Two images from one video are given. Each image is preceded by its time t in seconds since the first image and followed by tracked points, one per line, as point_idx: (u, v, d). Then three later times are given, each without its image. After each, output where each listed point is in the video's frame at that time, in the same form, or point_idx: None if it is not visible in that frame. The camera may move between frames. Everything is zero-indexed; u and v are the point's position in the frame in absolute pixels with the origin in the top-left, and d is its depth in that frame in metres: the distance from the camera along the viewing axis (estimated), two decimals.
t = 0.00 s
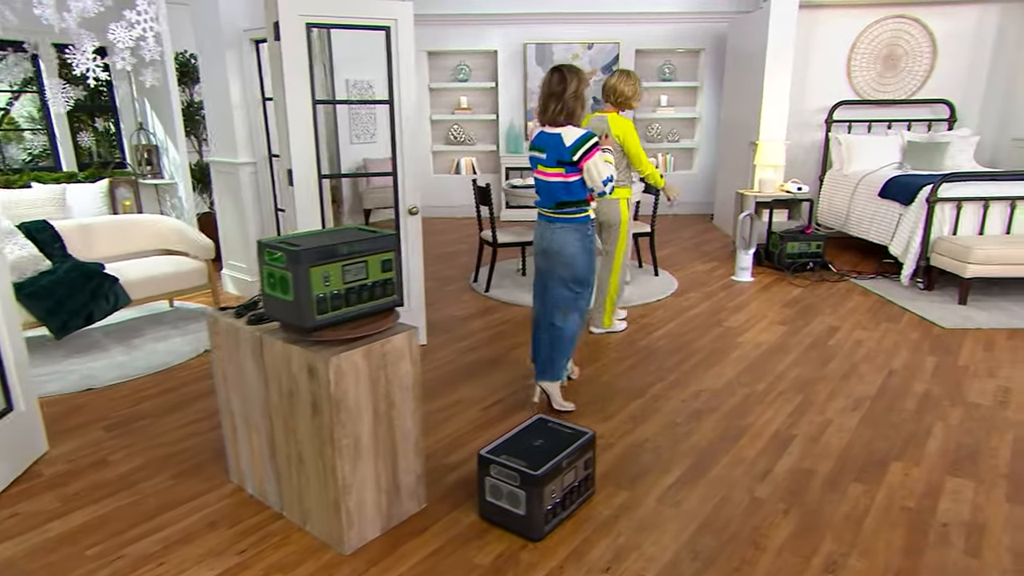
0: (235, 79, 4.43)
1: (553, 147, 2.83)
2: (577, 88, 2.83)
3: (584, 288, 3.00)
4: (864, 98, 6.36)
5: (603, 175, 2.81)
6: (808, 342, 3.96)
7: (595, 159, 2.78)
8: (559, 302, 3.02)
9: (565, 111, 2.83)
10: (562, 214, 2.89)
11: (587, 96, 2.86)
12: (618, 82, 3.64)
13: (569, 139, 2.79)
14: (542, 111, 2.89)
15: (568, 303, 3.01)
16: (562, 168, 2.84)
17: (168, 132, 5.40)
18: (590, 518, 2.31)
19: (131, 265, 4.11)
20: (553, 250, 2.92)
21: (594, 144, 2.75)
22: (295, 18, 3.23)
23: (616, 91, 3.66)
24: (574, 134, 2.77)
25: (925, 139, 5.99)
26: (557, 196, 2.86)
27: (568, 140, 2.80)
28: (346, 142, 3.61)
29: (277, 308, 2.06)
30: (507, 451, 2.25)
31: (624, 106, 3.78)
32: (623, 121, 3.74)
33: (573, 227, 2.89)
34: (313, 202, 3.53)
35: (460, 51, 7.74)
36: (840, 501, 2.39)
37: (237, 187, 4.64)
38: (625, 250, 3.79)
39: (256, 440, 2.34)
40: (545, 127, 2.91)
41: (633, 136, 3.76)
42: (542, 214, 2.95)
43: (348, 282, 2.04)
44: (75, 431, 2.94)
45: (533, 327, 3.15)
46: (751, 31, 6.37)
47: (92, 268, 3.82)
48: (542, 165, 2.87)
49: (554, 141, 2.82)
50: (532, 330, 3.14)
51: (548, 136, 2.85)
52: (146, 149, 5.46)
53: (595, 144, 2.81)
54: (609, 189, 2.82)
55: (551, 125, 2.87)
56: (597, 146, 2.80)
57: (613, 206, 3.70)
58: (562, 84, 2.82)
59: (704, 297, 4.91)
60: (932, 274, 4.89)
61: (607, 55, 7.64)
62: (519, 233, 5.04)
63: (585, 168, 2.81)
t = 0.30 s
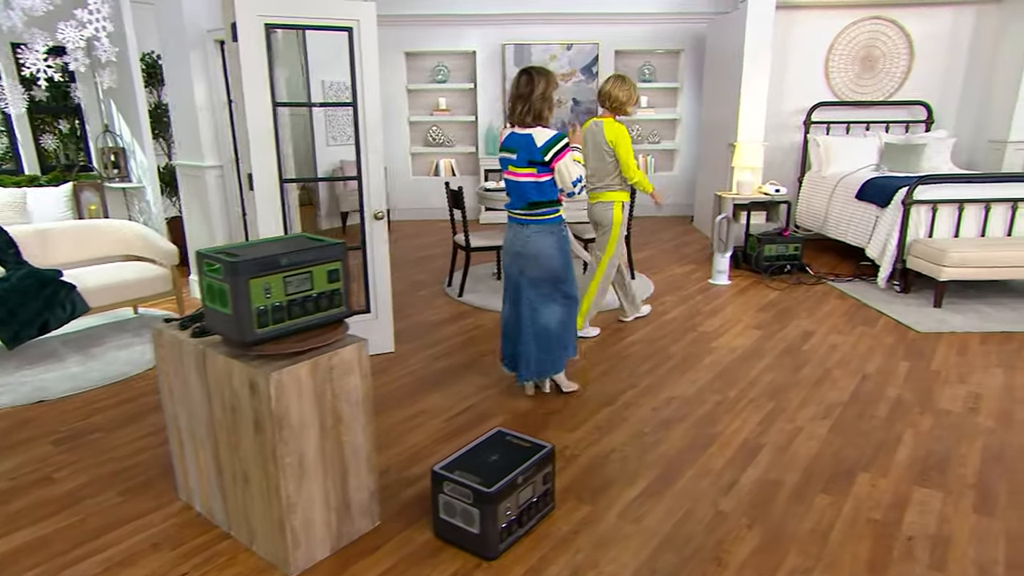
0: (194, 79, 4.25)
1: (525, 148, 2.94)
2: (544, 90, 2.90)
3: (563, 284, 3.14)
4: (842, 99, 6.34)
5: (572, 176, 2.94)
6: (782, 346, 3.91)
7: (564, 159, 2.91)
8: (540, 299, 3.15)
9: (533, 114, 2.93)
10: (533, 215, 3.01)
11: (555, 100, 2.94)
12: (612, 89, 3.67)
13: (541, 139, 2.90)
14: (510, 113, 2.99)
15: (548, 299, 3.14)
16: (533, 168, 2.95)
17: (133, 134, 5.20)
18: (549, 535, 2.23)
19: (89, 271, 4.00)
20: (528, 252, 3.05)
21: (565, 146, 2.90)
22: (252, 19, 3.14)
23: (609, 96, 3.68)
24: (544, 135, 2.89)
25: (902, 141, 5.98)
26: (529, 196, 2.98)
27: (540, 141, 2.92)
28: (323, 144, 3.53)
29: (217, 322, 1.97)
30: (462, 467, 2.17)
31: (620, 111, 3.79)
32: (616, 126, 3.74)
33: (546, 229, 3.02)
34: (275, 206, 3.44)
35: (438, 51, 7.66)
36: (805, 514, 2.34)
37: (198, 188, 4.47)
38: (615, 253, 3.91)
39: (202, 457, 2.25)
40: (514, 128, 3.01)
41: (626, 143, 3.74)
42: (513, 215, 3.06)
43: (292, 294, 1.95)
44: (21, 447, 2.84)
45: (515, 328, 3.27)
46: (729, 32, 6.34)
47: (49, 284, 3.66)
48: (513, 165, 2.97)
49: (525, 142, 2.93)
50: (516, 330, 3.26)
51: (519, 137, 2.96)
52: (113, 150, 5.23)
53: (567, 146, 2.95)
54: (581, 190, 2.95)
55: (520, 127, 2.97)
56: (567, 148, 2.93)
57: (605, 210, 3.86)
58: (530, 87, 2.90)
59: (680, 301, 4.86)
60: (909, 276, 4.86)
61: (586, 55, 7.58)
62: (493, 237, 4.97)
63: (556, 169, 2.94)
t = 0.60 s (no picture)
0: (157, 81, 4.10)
1: (502, 152, 2.98)
2: (522, 96, 2.96)
3: (536, 289, 3.18)
4: (822, 100, 6.31)
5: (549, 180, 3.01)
6: (756, 352, 3.85)
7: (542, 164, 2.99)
8: (514, 303, 3.14)
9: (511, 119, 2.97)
10: (510, 219, 3.03)
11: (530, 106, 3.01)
12: (610, 88, 3.82)
13: (519, 143, 2.95)
14: (487, 118, 3.02)
15: (522, 304, 3.15)
16: (511, 172, 2.98)
17: (101, 137, 5.11)
18: (504, 553, 2.16)
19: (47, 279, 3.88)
20: (507, 255, 3.05)
21: (542, 151, 2.98)
22: (208, 19, 3.04)
23: (609, 95, 3.83)
24: (522, 139, 2.95)
25: (881, 142, 5.95)
26: (507, 200, 3.01)
27: (518, 145, 2.97)
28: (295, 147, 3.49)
29: (151, 337, 1.87)
30: (412, 484, 2.10)
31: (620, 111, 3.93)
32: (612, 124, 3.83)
33: (523, 232, 3.06)
34: (236, 213, 3.35)
35: (417, 52, 7.59)
36: (769, 529, 2.27)
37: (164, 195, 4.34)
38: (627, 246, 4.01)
39: (143, 476, 2.16)
40: (490, 132, 3.04)
41: (617, 141, 3.81)
42: (490, 219, 3.08)
43: (230, 307, 1.86)
44: None
45: (483, 335, 3.20)
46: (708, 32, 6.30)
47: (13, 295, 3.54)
48: (491, 169, 2.99)
49: (503, 146, 2.97)
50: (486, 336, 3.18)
51: (495, 142, 3.00)
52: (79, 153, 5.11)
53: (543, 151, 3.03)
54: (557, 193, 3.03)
55: (498, 132, 3.01)
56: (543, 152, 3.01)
57: (602, 207, 3.98)
58: (509, 93, 2.96)
59: (657, 305, 4.79)
60: (886, 279, 4.82)
61: (566, 56, 7.53)
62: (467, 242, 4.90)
63: (533, 173, 3.00)
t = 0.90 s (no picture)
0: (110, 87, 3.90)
1: (484, 157, 2.92)
2: (507, 101, 2.90)
3: (524, 288, 3.16)
4: (804, 102, 6.27)
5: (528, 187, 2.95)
6: (731, 359, 3.79)
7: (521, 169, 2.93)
8: (502, 303, 3.12)
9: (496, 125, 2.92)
10: (495, 220, 3.01)
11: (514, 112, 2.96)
12: (609, 91, 3.80)
13: (500, 149, 2.89)
14: (471, 121, 2.94)
15: (510, 304, 3.15)
16: (491, 177, 2.95)
17: (68, 140, 4.97)
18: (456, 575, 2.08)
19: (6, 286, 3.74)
20: (492, 255, 3.03)
21: (524, 156, 2.90)
22: (162, 20, 2.95)
23: (610, 98, 3.82)
24: (503, 145, 2.88)
25: (862, 145, 5.92)
26: (489, 203, 2.98)
27: (499, 150, 2.91)
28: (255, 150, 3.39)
29: (80, 353, 1.78)
30: (360, 504, 2.02)
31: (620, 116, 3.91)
32: (613, 127, 3.80)
33: (508, 231, 3.03)
34: (195, 218, 3.26)
35: (398, 53, 7.51)
36: (732, 546, 2.21)
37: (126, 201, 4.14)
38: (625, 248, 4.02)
39: (79, 497, 2.06)
40: (472, 136, 2.98)
41: (616, 146, 3.78)
42: (472, 221, 3.05)
43: (163, 322, 1.78)
44: None
45: (470, 335, 3.18)
46: (689, 33, 6.25)
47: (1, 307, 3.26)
48: (472, 174, 2.95)
49: (485, 151, 2.91)
50: (474, 337, 3.17)
51: (478, 146, 2.93)
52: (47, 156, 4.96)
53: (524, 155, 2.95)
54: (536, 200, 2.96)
55: (481, 136, 2.94)
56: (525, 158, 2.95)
57: (599, 211, 3.96)
58: (494, 98, 2.88)
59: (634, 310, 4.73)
60: (865, 283, 4.77)
61: (548, 57, 7.46)
62: (441, 246, 4.82)
63: (513, 178, 2.93)
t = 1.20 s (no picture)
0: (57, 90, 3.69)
1: (456, 159, 2.92)
2: (478, 101, 2.87)
3: (501, 289, 3.15)
4: (786, 104, 6.22)
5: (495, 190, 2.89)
6: (705, 366, 3.73)
7: (493, 168, 2.87)
8: (479, 304, 3.15)
9: (466, 126, 2.91)
10: (468, 220, 3.00)
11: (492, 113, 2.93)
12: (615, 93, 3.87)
13: (468, 151, 2.88)
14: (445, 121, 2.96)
15: (487, 305, 3.15)
16: (459, 179, 2.94)
17: (34, 143, 4.90)
18: None
19: None
20: (465, 256, 3.04)
21: (490, 158, 2.85)
22: (113, 21, 2.87)
23: (615, 101, 3.89)
24: (470, 147, 2.87)
25: (843, 147, 5.88)
26: (461, 204, 2.97)
27: (467, 152, 2.89)
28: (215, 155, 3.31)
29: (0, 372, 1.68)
30: (302, 524, 1.95)
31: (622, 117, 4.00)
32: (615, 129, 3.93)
33: (481, 232, 3.01)
34: (153, 225, 3.17)
35: (378, 54, 7.42)
36: (692, 564, 2.14)
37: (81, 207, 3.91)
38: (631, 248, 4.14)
39: (11, 520, 1.97)
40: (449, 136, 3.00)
41: (623, 149, 3.91)
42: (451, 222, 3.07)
43: (88, 338, 1.67)
44: None
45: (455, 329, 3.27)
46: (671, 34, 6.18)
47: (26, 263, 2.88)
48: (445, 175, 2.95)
49: (455, 153, 2.92)
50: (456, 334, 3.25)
51: (450, 147, 2.94)
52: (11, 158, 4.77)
53: (495, 157, 2.90)
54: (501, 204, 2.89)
55: (451, 136, 2.95)
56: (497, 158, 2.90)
57: (609, 210, 4.04)
58: (463, 98, 2.87)
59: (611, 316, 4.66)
60: (844, 288, 4.71)
61: (530, 58, 7.40)
62: (415, 250, 4.74)
63: (481, 180, 2.88)
